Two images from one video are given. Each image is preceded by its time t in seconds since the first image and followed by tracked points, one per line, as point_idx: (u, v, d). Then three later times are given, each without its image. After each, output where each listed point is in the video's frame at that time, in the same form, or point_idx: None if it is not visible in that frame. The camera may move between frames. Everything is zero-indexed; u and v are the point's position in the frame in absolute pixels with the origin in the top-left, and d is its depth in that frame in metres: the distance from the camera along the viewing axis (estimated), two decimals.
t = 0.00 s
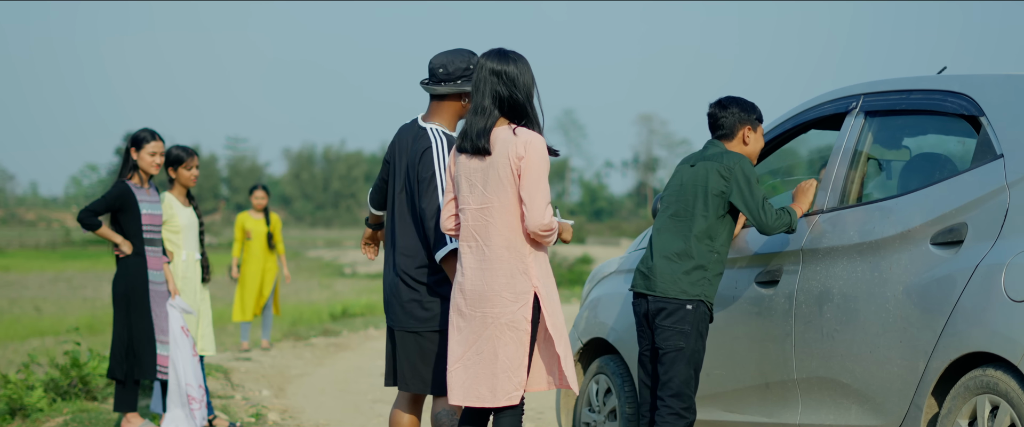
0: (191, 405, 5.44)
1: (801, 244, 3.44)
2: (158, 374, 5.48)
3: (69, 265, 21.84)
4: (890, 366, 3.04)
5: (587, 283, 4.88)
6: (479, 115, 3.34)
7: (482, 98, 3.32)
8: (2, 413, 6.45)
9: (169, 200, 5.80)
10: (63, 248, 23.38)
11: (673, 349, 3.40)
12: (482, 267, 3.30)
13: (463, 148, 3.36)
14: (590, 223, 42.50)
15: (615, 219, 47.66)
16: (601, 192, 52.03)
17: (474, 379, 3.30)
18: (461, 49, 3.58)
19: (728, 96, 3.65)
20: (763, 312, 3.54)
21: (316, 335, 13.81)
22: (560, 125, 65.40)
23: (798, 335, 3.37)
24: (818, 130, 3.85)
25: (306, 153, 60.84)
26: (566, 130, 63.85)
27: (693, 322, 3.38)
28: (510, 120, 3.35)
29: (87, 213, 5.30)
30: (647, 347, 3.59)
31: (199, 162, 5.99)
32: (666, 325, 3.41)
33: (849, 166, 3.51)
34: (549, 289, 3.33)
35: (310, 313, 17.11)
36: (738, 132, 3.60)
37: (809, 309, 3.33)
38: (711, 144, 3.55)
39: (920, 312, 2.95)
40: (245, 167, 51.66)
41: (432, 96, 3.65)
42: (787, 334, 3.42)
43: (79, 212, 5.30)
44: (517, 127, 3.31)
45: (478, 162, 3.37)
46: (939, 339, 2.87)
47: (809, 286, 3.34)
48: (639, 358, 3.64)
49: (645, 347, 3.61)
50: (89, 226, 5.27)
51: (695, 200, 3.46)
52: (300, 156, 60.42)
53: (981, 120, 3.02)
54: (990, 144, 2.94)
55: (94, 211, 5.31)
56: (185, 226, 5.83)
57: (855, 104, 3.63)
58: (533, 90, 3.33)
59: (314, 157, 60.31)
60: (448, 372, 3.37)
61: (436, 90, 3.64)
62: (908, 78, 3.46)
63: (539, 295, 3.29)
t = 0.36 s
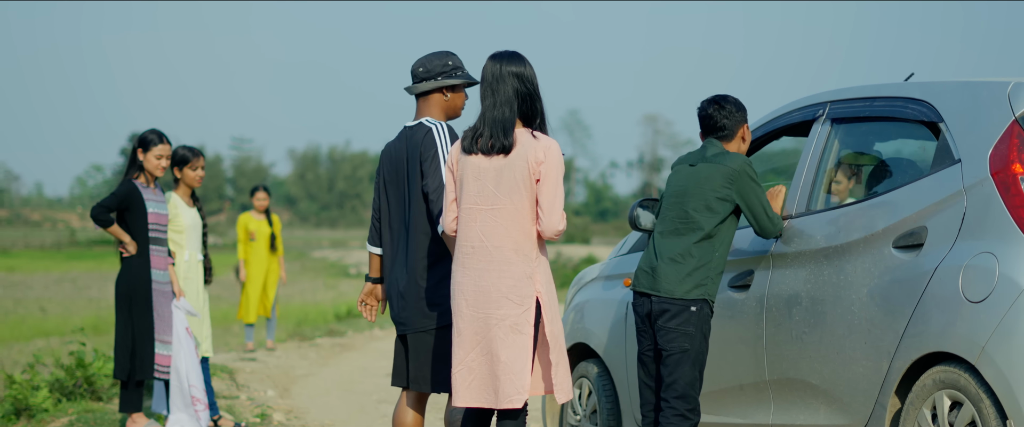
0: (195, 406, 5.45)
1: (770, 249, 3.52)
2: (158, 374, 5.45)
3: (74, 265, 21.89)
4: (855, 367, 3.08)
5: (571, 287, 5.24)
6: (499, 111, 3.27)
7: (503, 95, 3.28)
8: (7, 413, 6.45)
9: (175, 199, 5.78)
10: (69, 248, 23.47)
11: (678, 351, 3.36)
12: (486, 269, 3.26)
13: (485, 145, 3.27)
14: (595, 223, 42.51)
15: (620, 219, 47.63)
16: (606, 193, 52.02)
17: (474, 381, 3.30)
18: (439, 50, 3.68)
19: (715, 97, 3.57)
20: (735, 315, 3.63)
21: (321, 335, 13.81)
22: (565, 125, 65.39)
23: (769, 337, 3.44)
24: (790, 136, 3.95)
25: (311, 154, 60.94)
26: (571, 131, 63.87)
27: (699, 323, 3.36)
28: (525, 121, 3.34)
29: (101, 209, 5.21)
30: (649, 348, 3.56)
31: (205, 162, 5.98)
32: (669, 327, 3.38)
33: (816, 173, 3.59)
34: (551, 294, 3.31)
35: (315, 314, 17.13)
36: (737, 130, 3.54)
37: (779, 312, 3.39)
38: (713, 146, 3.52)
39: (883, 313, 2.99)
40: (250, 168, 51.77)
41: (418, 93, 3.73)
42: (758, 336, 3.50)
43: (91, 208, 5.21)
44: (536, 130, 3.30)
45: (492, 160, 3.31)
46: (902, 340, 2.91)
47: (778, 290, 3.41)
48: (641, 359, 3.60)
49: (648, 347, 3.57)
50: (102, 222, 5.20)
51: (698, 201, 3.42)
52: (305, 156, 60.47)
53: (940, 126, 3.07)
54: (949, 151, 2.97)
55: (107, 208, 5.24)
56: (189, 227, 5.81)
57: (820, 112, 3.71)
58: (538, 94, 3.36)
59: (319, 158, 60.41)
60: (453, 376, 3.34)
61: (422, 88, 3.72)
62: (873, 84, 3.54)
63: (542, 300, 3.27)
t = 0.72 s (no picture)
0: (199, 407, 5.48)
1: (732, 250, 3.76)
2: (163, 374, 5.43)
3: (75, 265, 21.88)
4: (806, 364, 3.27)
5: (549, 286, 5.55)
6: (478, 122, 3.26)
7: (482, 105, 3.27)
8: (9, 413, 6.41)
9: (176, 199, 5.78)
10: (69, 248, 23.46)
11: (707, 359, 3.35)
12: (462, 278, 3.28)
13: (461, 156, 3.24)
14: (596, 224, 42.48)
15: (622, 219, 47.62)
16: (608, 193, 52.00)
17: (463, 380, 3.22)
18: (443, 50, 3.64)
19: (698, 76, 3.50)
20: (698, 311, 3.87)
21: (323, 335, 13.80)
22: (567, 125, 65.41)
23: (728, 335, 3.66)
24: (756, 141, 4.18)
25: (313, 153, 60.94)
26: (572, 131, 63.89)
27: (721, 331, 3.38)
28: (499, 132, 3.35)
29: (104, 210, 5.18)
30: (661, 355, 3.48)
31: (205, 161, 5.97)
32: (697, 337, 3.33)
33: (777, 177, 3.84)
34: (530, 301, 3.36)
35: (315, 313, 17.14)
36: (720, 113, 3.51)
37: (738, 310, 3.61)
38: (710, 143, 3.43)
39: (832, 312, 3.18)
40: (251, 168, 51.77)
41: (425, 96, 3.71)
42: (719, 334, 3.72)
43: (94, 209, 5.18)
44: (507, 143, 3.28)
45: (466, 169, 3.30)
46: (848, 338, 3.10)
47: (737, 289, 3.64)
48: (651, 364, 3.53)
49: (661, 354, 3.48)
50: (106, 223, 5.17)
51: (705, 208, 3.36)
52: (306, 156, 60.47)
53: (888, 132, 3.28)
54: (895, 156, 3.17)
55: (111, 209, 5.21)
56: (189, 226, 5.79)
57: (780, 118, 3.95)
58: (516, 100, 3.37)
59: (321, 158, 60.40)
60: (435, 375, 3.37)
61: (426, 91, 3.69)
62: (830, 93, 3.78)
63: (521, 308, 3.32)
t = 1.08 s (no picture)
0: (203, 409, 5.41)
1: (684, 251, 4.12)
2: (169, 374, 5.44)
3: (75, 264, 21.84)
4: (748, 359, 3.63)
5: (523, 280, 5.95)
6: (441, 125, 3.36)
7: (448, 107, 3.35)
8: (12, 413, 6.39)
9: (181, 199, 5.76)
10: (70, 248, 23.41)
11: (721, 357, 3.34)
12: (438, 280, 3.34)
13: (425, 157, 3.34)
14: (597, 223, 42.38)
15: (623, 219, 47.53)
16: (609, 192, 51.92)
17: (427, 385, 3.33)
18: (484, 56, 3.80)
19: (705, 68, 3.43)
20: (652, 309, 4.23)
21: (324, 335, 13.76)
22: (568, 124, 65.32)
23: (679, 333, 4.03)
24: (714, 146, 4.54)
25: (313, 153, 60.90)
26: (574, 130, 63.83)
27: (736, 329, 3.39)
28: (469, 134, 3.41)
29: (105, 211, 5.15)
30: (676, 356, 3.44)
31: (210, 160, 5.95)
32: (714, 334, 3.33)
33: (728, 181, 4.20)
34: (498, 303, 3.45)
35: (317, 313, 17.10)
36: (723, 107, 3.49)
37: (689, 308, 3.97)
38: (719, 141, 3.45)
39: (771, 312, 3.51)
40: (251, 167, 51.70)
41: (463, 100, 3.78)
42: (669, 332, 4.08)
43: (95, 210, 5.16)
44: (480, 144, 3.38)
45: (437, 172, 3.37)
46: (784, 336, 3.43)
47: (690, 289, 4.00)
48: (660, 365, 3.48)
49: (675, 355, 3.44)
50: (106, 224, 5.15)
51: (721, 206, 3.38)
52: (307, 155, 60.43)
53: (825, 141, 3.63)
54: (831, 165, 3.50)
55: (111, 210, 5.19)
56: (194, 226, 5.77)
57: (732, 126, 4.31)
58: (485, 102, 3.43)
59: (321, 157, 60.31)
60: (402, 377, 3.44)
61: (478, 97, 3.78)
62: (774, 102, 4.15)
63: (491, 309, 3.40)
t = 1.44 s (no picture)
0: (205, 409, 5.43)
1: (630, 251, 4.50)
2: (169, 374, 5.41)
3: (74, 264, 21.82)
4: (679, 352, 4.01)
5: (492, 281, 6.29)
6: (447, 121, 3.32)
7: (451, 105, 3.33)
8: (13, 413, 6.35)
9: (185, 200, 5.75)
10: (69, 248, 23.39)
11: (730, 359, 3.45)
12: (452, 278, 3.33)
13: (433, 154, 3.31)
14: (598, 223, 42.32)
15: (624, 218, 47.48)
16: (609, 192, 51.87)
17: (439, 384, 3.32)
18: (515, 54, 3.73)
19: (693, 63, 3.44)
20: (604, 306, 4.59)
21: (325, 335, 13.75)
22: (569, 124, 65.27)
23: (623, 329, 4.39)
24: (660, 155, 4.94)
25: (313, 153, 60.90)
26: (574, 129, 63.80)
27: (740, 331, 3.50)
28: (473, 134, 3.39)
29: (107, 211, 5.13)
30: (700, 358, 3.38)
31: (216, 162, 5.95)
32: (729, 338, 3.41)
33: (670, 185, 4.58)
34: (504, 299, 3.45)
35: (317, 313, 17.09)
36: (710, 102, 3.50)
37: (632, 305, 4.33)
38: (716, 141, 3.48)
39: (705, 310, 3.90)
40: (251, 167, 51.70)
41: (487, 98, 3.77)
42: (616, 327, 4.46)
43: (98, 210, 5.13)
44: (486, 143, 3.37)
45: (445, 170, 3.33)
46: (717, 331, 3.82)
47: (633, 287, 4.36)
48: (685, 368, 3.37)
49: (699, 357, 3.38)
50: (109, 224, 5.13)
51: (733, 206, 3.41)
52: (306, 155, 60.42)
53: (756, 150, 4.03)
54: (759, 173, 3.92)
55: (114, 210, 5.16)
56: (198, 227, 5.76)
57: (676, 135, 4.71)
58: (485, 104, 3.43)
59: (321, 157, 60.50)
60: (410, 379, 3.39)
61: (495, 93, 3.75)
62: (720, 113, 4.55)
63: (503, 306, 3.40)
